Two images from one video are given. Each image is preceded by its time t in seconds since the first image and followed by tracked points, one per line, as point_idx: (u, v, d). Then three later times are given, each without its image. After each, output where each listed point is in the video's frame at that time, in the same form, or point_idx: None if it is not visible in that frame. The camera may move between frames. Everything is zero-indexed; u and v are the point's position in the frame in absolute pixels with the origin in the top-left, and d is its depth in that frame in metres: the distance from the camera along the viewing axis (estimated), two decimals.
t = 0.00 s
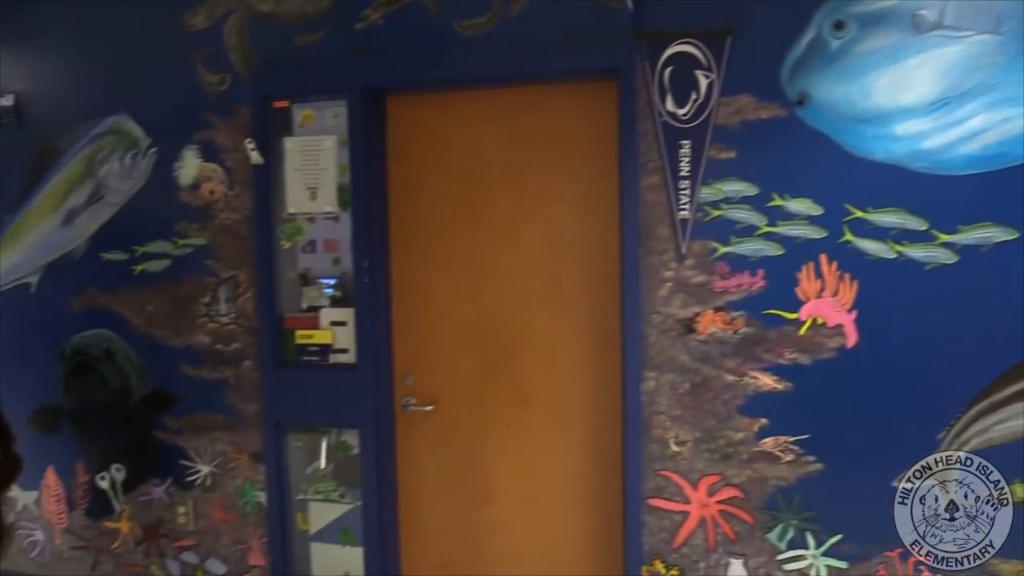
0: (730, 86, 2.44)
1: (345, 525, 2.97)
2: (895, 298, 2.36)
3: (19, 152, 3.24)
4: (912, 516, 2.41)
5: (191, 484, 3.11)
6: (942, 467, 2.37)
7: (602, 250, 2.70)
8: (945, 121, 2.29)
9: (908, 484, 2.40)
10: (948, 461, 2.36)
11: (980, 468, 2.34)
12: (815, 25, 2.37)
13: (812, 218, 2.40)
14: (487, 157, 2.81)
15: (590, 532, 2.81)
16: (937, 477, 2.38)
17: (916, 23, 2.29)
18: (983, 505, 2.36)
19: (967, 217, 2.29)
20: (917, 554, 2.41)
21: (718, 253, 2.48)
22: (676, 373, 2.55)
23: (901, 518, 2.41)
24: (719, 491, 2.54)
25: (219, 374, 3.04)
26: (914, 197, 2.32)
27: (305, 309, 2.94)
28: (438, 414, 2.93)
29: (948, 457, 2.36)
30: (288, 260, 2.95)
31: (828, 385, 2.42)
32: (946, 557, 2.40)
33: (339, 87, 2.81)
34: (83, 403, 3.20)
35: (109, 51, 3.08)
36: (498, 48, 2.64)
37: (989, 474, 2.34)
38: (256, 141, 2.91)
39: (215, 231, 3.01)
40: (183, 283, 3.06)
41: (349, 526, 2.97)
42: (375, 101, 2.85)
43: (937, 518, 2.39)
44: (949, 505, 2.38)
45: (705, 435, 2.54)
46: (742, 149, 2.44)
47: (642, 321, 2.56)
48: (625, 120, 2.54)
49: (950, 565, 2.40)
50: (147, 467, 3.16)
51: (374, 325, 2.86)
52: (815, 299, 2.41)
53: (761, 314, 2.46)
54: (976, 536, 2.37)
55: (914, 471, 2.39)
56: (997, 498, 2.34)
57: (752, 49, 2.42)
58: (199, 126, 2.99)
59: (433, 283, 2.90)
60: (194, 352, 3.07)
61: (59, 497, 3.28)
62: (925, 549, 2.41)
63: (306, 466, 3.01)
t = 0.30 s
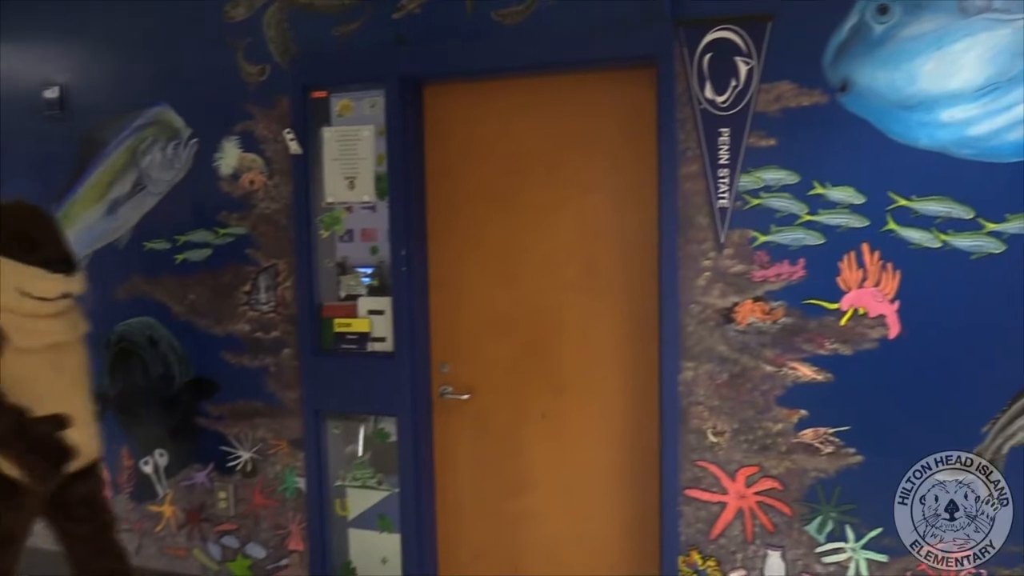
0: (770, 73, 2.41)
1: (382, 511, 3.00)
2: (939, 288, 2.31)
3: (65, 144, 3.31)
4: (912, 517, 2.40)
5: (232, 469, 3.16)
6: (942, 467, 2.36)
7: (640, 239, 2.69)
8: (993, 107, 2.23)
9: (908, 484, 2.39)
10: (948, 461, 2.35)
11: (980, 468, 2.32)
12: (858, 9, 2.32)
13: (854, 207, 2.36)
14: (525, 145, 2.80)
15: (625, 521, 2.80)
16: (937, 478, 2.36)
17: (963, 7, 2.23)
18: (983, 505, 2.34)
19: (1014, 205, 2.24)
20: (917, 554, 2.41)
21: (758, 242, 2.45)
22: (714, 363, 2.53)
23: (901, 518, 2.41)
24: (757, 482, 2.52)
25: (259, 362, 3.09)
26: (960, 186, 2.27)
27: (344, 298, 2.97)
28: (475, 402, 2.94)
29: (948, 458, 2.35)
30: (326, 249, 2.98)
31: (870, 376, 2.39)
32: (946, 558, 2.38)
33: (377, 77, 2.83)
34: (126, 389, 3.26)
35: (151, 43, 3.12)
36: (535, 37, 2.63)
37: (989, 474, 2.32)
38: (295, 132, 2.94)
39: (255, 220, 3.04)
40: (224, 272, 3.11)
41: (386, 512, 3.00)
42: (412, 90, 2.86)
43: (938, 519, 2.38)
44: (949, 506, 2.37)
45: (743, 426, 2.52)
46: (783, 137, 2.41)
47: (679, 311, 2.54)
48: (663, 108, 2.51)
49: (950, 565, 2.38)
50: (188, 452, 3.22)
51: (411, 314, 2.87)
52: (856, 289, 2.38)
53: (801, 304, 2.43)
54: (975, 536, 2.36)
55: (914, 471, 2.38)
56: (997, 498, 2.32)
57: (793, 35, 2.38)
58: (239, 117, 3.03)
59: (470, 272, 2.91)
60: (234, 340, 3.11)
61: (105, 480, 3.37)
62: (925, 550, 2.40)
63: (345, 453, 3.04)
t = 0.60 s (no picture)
0: (805, 60, 2.37)
1: (414, 499, 3.02)
2: (978, 279, 2.27)
3: (102, 135, 3.36)
4: (912, 517, 2.40)
5: (265, 457, 3.20)
6: (942, 467, 2.35)
7: (672, 228, 2.67)
8: None
9: (908, 484, 2.39)
10: (947, 461, 2.35)
11: (980, 467, 2.32)
12: None
13: (892, 196, 2.32)
14: (556, 134, 2.79)
15: (656, 512, 2.79)
16: (937, 478, 2.36)
17: None
18: (982, 505, 2.33)
19: None
20: (917, 555, 2.40)
21: (792, 232, 2.43)
22: (747, 354, 2.51)
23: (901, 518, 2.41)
24: (790, 474, 2.50)
25: (291, 350, 3.12)
26: (1001, 174, 2.22)
27: (375, 287, 2.98)
28: (506, 391, 2.95)
29: (948, 458, 2.35)
30: (358, 238, 3.00)
31: (905, 368, 2.35)
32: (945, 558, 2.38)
33: (409, 67, 2.83)
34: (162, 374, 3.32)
35: (185, 36, 3.15)
36: (566, 25, 2.61)
37: (989, 474, 2.31)
38: (327, 122, 2.94)
39: (288, 210, 3.07)
40: (257, 261, 3.14)
41: (418, 500, 3.02)
42: (444, 80, 2.86)
43: (938, 519, 2.38)
44: (949, 505, 2.36)
45: (776, 417, 2.50)
46: (818, 125, 2.37)
47: (712, 301, 2.52)
48: (696, 97, 2.49)
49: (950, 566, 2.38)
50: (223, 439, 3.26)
51: (442, 304, 2.88)
52: (893, 280, 2.34)
53: (836, 295, 2.40)
54: (975, 536, 2.35)
55: (913, 472, 2.38)
56: (997, 498, 2.31)
57: (829, 21, 2.34)
58: (272, 107, 3.05)
59: (501, 262, 2.91)
60: (268, 329, 3.15)
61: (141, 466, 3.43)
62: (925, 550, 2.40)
63: (377, 441, 3.06)
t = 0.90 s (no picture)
0: (841, 47, 2.33)
1: (445, 488, 3.05)
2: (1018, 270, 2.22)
3: (138, 126, 3.41)
4: (912, 516, 2.40)
5: (298, 445, 3.24)
6: (942, 467, 2.35)
7: (705, 217, 2.65)
8: None
9: (908, 484, 2.39)
10: (947, 461, 2.34)
11: (980, 468, 2.31)
12: None
13: (930, 185, 2.28)
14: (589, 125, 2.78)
15: (687, 503, 2.78)
16: (937, 479, 2.36)
17: None
18: (982, 506, 2.33)
19: None
20: (917, 554, 2.41)
21: (827, 222, 2.39)
22: (780, 344, 2.49)
23: (900, 518, 2.41)
24: (823, 466, 2.48)
25: (324, 339, 3.15)
26: None
27: (407, 277, 3.00)
28: (537, 381, 2.95)
29: (948, 458, 2.34)
30: (389, 229, 3.01)
31: (942, 360, 2.32)
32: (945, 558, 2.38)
33: (440, 56, 2.83)
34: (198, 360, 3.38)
35: (219, 27, 3.18)
36: (596, 13, 2.59)
37: (989, 474, 2.31)
38: (359, 114, 2.95)
39: (321, 201, 3.09)
40: (290, 250, 3.17)
41: (448, 490, 3.05)
42: (476, 70, 2.86)
43: (938, 519, 2.38)
44: (949, 505, 2.36)
45: (809, 409, 2.47)
46: (854, 112, 2.34)
47: (745, 291, 2.50)
48: (729, 85, 2.46)
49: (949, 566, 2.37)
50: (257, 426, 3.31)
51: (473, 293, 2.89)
52: (930, 270, 2.30)
53: (872, 286, 2.36)
54: (976, 536, 2.35)
55: (914, 472, 2.38)
56: (997, 498, 2.31)
57: (866, 6, 2.29)
58: (305, 98, 3.07)
59: (532, 251, 2.91)
60: (301, 318, 3.18)
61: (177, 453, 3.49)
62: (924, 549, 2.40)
63: (408, 430, 3.09)
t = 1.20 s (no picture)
0: (874, 33, 2.30)
1: (471, 477, 3.06)
2: None
3: (169, 116, 3.44)
4: (913, 516, 2.41)
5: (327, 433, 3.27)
6: (942, 467, 2.36)
7: (735, 207, 2.62)
8: None
9: (908, 484, 2.40)
10: (948, 461, 2.35)
11: (980, 468, 2.32)
12: None
13: (965, 173, 2.24)
14: (618, 114, 2.76)
15: (715, 495, 2.77)
16: (937, 479, 2.37)
17: None
18: (982, 506, 2.34)
19: None
20: (917, 554, 2.41)
21: (859, 211, 2.36)
22: (810, 335, 2.46)
23: (901, 518, 2.42)
24: (854, 458, 2.45)
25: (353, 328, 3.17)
26: None
27: (435, 266, 3.00)
28: (564, 371, 2.96)
29: (947, 458, 2.35)
30: (417, 218, 3.02)
31: (976, 351, 2.28)
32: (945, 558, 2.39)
33: (467, 46, 2.82)
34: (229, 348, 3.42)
35: (248, 17, 3.20)
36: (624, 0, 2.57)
37: (989, 474, 2.31)
38: (387, 103, 2.94)
39: (350, 190, 3.11)
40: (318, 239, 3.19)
41: (475, 479, 3.06)
42: (504, 59, 2.86)
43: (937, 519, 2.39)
44: (948, 505, 2.37)
45: (840, 400, 2.45)
46: (887, 100, 2.30)
47: (775, 282, 2.48)
48: (759, 73, 2.43)
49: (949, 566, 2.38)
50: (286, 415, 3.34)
51: (501, 283, 2.89)
52: (965, 260, 2.26)
53: (904, 276, 2.33)
54: (976, 536, 2.35)
55: (914, 472, 2.39)
56: (997, 498, 2.32)
57: None
58: (333, 88, 3.08)
59: (560, 242, 2.90)
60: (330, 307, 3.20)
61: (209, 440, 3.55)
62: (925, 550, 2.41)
63: (436, 419, 3.10)
